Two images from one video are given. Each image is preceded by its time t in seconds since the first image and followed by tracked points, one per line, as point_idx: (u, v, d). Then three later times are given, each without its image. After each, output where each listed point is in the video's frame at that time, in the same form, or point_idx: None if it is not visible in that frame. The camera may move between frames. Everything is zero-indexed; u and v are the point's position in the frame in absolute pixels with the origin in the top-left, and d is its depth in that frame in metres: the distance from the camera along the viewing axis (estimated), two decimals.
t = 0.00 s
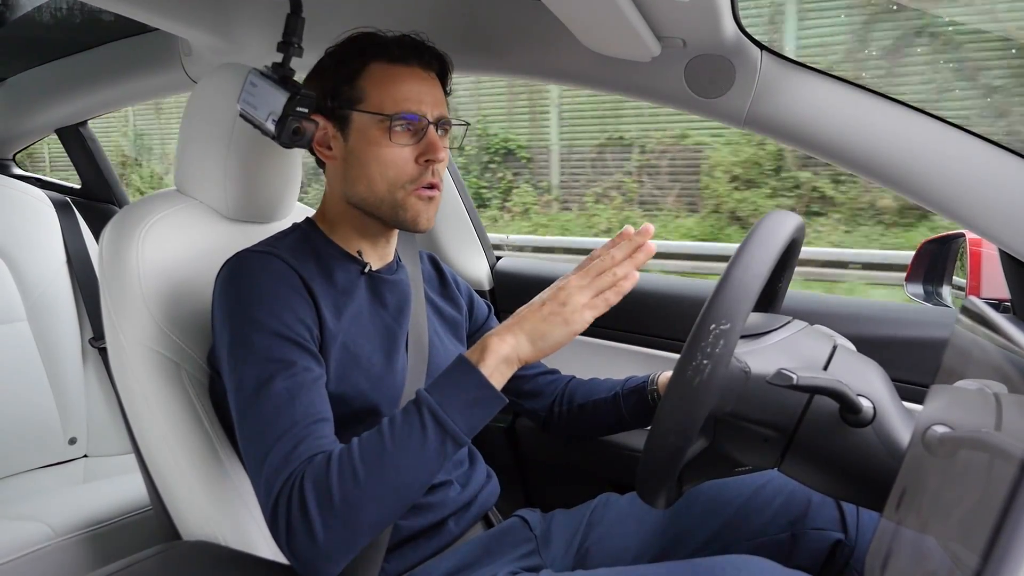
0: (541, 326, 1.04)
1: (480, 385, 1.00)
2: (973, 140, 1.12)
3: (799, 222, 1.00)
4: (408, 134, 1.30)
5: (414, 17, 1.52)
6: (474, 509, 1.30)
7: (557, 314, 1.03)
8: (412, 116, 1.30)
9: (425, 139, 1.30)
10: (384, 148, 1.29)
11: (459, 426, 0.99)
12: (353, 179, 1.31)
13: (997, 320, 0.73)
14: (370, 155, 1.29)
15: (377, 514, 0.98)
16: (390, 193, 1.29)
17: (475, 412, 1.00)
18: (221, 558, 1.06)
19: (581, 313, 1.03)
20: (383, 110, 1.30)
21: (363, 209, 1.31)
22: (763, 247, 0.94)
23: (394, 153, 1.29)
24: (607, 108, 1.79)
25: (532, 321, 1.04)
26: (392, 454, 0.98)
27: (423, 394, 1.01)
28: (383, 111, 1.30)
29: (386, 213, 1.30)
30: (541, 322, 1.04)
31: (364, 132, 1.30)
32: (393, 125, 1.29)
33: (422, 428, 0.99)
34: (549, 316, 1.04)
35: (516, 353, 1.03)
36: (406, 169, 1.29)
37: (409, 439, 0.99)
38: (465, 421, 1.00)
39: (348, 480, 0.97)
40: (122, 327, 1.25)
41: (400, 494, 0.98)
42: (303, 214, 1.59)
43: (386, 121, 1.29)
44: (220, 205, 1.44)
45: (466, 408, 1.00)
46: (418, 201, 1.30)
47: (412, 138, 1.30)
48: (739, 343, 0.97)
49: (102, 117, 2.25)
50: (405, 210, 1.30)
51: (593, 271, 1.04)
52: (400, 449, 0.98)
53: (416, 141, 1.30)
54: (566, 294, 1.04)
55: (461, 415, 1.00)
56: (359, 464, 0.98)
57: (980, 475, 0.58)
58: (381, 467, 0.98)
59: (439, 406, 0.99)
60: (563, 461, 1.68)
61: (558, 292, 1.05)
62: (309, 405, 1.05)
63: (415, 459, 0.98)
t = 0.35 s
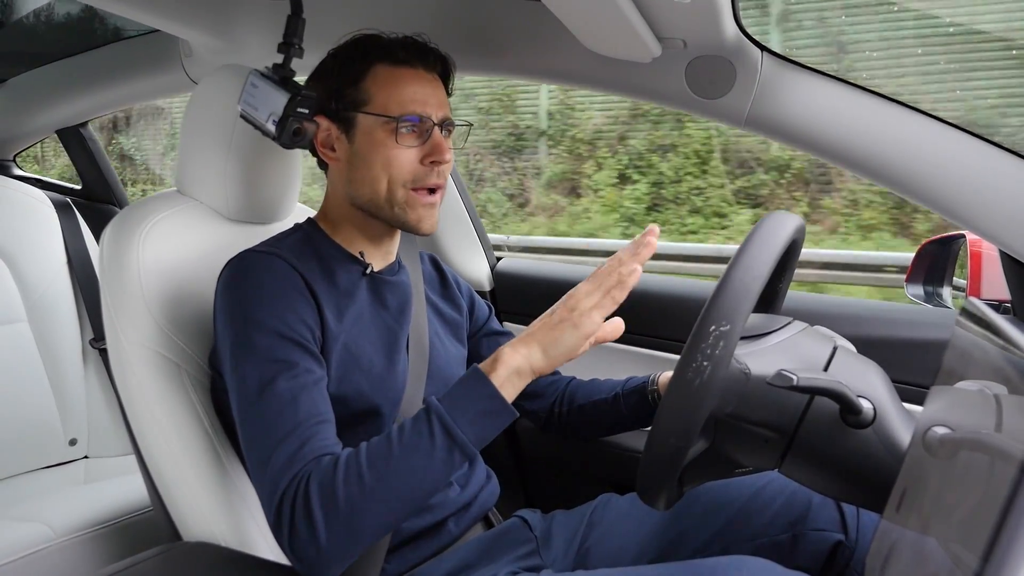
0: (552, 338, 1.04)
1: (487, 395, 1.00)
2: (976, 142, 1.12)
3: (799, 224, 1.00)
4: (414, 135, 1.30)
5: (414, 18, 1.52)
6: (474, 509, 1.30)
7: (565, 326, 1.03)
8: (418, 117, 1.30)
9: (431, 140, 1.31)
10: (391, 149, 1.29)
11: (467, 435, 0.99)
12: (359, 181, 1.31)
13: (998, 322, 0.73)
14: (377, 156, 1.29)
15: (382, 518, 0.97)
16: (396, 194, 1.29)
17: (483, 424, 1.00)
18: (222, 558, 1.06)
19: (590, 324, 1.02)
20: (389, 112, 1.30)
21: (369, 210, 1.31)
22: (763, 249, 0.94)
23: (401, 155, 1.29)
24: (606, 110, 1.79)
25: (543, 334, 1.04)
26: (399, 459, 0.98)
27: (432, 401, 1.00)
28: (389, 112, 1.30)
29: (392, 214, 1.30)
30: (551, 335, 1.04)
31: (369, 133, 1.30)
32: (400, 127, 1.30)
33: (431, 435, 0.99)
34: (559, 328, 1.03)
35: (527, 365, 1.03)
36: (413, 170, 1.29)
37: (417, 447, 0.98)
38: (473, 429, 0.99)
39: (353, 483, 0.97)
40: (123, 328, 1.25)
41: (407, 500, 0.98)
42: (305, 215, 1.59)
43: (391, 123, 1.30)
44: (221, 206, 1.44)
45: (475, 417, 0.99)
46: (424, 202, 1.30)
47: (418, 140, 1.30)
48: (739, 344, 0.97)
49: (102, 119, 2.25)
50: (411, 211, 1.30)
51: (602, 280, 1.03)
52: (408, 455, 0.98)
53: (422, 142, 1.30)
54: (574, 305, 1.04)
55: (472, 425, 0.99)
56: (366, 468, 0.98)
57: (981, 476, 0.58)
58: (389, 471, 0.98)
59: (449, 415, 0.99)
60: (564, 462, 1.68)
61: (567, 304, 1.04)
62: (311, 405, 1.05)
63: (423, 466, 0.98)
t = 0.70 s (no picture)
0: (554, 351, 1.00)
1: (487, 398, 0.99)
2: (975, 140, 1.12)
3: (799, 222, 1.00)
4: (393, 134, 1.30)
5: (414, 17, 1.52)
6: (474, 508, 1.30)
7: (569, 343, 0.98)
8: (397, 116, 1.29)
9: (409, 139, 1.29)
10: (369, 148, 1.29)
11: (469, 439, 0.98)
12: (343, 178, 1.31)
13: (997, 320, 0.73)
14: (356, 155, 1.30)
15: (378, 519, 0.97)
16: (374, 193, 1.29)
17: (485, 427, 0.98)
18: (222, 557, 1.06)
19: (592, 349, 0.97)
20: (369, 111, 1.30)
21: (353, 208, 1.31)
22: (763, 247, 0.94)
23: (378, 154, 1.29)
24: (607, 108, 1.79)
25: (548, 345, 1.00)
26: (398, 460, 0.97)
27: (434, 403, 0.99)
28: (368, 111, 1.30)
29: (372, 213, 1.30)
30: (554, 348, 1.00)
31: (351, 132, 1.31)
32: (377, 126, 1.29)
33: (430, 438, 0.98)
34: (563, 343, 0.99)
35: (525, 374, 1.01)
36: (390, 169, 1.29)
37: (416, 450, 0.97)
38: (473, 431, 0.98)
39: (352, 483, 0.97)
40: (122, 326, 1.25)
41: (406, 504, 0.98)
42: (304, 214, 1.59)
43: (369, 122, 1.29)
44: (220, 204, 1.43)
45: (475, 421, 0.98)
46: (401, 201, 1.29)
47: (397, 139, 1.30)
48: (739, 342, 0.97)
49: (102, 118, 2.25)
50: (388, 210, 1.29)
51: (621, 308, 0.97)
52: (407, 459, 0.97)
53: (400, 142, 1.29)
54: (587, 325, 0.99)
55: (470, 428, 0.98)
56: (364, 470, 0.97)
57: (980, 474, 0.58)
58: (388, 473, 0.97)
59: (450, 419, 0.98)
60: (564, 460, 1.68)
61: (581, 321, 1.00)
62: (311, 403, 1.05)
63: (422, 469, 0.97)
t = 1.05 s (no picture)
0: (579, 386, 0.96)
1: (504, 421, 0.95)
2: (977, 140, 1.12)
3: (799, 222, 1.00)
4: (394, 150, 1.28)
5: (414, 17, 1.52)
6: (474, 507, 1.30)
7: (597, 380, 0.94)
8: (399, 131, 1.28)
9: (411, 156, 1.28)
10: (370, 163, 1.28)
11: (480, 460, 0.94)
12: (344, 188, 1.31)
13: (997, 320, 0.73)
14: (357, 168, 1.29)
15: (378, 528, 0.96)
16: (374, 208, 1.29)
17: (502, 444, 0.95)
18: (222, 556, 1.06)
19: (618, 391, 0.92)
20: (371, 125, 1.28)
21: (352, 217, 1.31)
22: (762, 247, 0.93)
23: (379, 169, 1.28)
24: (607, 108, 1.79)
25: (574, 381, 0.96)
26: (404, 470, 0.96)
27: (451, 418, 0.96)
28: (370, 125, 1.28)
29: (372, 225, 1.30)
30: (580, 383, 0.96)
31: (352, 145, 1.29)
32: (379, 141, 1.28)
33: (442, 454, 0.95)
34: (590, 379, 0.95)
35: (544, 404, 0.96)
36: (391, 186, 1.28)
37: (426, 464, 0.95)
38: (486, 451, 0.95)
39: (355, 487, 0.96)
40: (122, 325, 1.25)
41: (411, 515, 0.96)
42: (304, 213, 1.59)
43: (370, 136, 1.28)
44: (220, 204, 1.44)
45: (491, 444, 0.94)
46: (403, 216, 1.29)
47: (398, 155, 1.28)
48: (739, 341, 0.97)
49: (101, 118, 2.25)
50: (389, 225, 1.29)
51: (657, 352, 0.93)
52: (415, 471, 0.95)
53: (402, 156, 1.28)
54: (618, 367, 0.95)
55: (482, 449, 0.94)
56: (371, 479, 0.96)
57: (980, 474, 0.58)
58: (397, 484, 0.95)
59: (465, 439, 0.94)
60: (564, 460, 1.68)
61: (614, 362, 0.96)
62: (312, 402, 1.05)
63: (430, 483, 0.95)
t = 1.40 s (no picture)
0: (590, 403, 0.93)
1: (515, 439, 0.94)
2: (976, 141, 1.12)
3: (798, 223, 1.00)
4: (407, 150, 1.29)
5: (412, 19, 1.52)
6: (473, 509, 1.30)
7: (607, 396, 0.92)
8: (412, 132, 1.28)
9: (424, 155, 1.29)
10: (384, 165, 1.28)
11: (487, 477, 0.94)
12: (354, 192, 1.30)
13: (997, 320, 0.73)
14: (369, 171, 1.29)
15: (379, 537, 0.95)
16: (389, 209, 1.29)
17: (507, 454, 0.94)
18: (222, 558, 1.06)
19: (627, 406, 0.90)
20: (382, 127, 1.28)
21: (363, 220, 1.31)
22: (763, 248, 0.93)
23: (393, 170, 1.28)
24: (605, 108, 1.79)
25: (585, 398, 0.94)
26: (409, 479, 0.96)
27: (461, 432, 0.96)
28: (381, 127, 1.28)
29: (386, 226, 1.30)
30: (592, 399, 0.94)
31: (363, 148, 1.29)
32: (392, 143, 1.28)
33: (450, 467, 0.95)
34: (601, 396, 0.93)
35: (556, 423, 0.95)
36: (406, 186, 1.28)
37: (433, 477, 0.95)
38: (494, 468, 0.94)
39: (359, 495, 0.96)
40: (122, 327, 1.25)
41: (415, 527, 0.95)
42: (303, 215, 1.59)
43: (383, 138, 1.28)
44: (220, 206, 1.43)
45: (499, 461, 0.94)
46: (417, 215, 1.30)
47: (411, 156, 1.29)
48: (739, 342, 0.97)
49: (100, 119, 2.25)
50: (404, 224, 1.30)
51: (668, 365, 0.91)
52: (421, 483, 0.95)
53: (415, 157, 1.29)
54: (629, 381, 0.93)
55: (489, 465, 0.94)
56: (377, 487, 0.96)
57: (979, 475, 0.58)
58: (402, 494, 0.95)
59: (475, 456, 0.94)
60: (562, 462, 1.68)
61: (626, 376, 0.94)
62: (312, 404, 1.05)
63: (436, 496, 0.95)
